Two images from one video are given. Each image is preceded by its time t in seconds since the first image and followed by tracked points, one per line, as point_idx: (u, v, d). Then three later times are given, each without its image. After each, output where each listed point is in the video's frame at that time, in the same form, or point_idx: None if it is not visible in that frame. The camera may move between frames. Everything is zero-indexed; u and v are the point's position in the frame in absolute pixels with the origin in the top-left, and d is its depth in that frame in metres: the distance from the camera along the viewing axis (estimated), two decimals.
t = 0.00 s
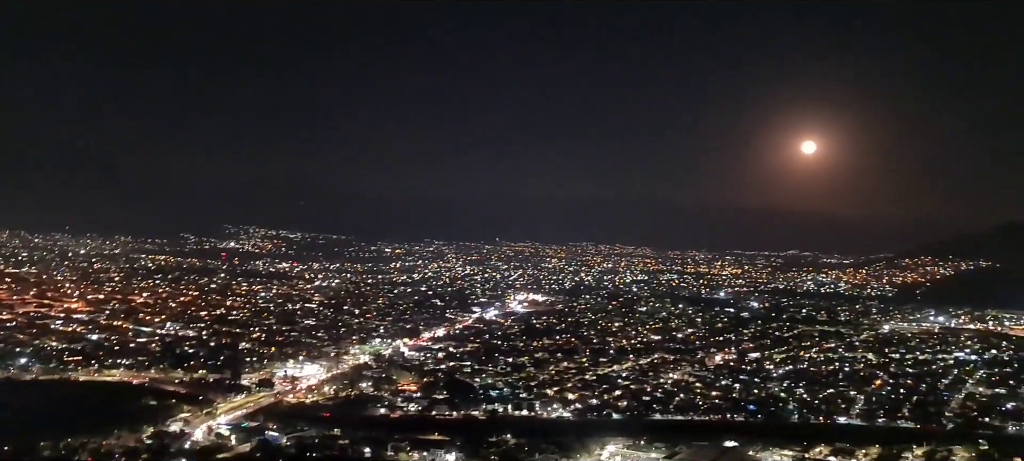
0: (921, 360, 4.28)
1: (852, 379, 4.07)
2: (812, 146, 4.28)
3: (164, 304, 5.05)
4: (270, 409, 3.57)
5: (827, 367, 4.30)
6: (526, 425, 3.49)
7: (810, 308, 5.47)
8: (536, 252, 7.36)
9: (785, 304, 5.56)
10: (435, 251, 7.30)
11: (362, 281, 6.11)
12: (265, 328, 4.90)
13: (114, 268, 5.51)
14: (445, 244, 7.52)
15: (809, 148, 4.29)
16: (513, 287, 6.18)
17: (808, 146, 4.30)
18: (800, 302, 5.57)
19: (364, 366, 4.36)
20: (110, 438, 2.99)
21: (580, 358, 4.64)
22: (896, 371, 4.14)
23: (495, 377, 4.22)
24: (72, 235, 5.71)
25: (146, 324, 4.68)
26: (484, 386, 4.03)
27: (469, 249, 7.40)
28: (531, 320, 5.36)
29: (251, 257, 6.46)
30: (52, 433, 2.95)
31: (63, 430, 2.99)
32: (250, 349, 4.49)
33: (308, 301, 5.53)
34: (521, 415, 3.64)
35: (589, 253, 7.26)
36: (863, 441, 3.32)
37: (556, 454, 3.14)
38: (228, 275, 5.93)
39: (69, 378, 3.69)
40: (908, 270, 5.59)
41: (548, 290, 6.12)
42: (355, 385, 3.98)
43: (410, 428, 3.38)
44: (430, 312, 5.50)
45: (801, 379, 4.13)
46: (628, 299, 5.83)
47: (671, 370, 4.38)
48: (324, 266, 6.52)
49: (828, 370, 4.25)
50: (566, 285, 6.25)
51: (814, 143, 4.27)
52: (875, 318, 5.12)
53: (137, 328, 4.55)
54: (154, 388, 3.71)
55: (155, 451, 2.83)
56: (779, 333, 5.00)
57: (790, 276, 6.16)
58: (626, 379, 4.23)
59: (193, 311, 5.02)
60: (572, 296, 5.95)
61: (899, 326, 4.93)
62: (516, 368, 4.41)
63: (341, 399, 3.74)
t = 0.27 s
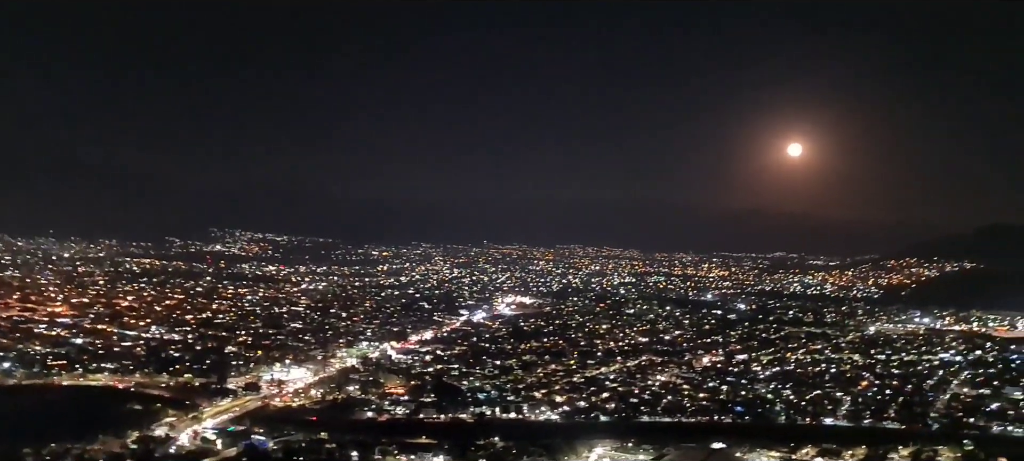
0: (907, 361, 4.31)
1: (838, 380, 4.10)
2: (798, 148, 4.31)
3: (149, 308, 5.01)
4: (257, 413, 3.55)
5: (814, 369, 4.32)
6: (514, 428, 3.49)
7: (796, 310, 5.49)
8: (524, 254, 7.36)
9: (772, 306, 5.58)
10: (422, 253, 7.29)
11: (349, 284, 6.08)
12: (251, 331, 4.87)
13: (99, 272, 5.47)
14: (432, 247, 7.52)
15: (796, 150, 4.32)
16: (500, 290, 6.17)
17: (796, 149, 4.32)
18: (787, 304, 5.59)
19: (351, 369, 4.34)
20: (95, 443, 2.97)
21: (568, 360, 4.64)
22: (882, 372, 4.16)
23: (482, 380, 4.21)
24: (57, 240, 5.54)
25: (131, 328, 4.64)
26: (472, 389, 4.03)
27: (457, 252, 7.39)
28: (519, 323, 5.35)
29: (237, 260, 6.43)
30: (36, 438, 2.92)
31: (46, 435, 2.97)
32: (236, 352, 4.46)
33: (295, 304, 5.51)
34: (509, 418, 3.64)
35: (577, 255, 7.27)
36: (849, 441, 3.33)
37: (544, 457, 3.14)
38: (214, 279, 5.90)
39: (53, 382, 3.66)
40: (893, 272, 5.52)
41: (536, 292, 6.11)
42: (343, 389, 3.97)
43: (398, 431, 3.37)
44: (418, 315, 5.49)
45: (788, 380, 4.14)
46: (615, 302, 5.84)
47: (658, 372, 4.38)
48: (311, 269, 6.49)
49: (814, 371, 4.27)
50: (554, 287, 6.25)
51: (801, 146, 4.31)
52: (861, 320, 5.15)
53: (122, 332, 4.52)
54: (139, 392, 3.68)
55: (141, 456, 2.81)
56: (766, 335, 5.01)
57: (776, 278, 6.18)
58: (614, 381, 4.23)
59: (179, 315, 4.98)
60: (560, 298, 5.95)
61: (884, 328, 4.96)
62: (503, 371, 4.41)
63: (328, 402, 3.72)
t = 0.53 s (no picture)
0: (892, 363, 4.34)
1: (824, 383, 4.11)
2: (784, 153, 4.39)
3: (133, 313, 4.97)
4: (242, 419, 3.53)
5: (799, 371, 4.34)
6: (501, 432, 3.49)
7: (782, 313, 5.51)
8: (510, 258, 7.36)
9: (758, 309, 5.60)
10: (409, 257, 7.27)
11: (335, 289, 6.06)
12: (236, 336, 4.85)
13: (82, 277, 5.43)
14: (419, 251, 7.51)
15: (781, 155, 4.38)
16: (487, 294, 6.17)
17: (780, 153, 4.36)
18: (772, 307, 5.61)
19: (338, 374, 4.33)
20: (78, 450, 2.94)
21: (555, 364, 4.64)
22: (867, 374, 4.19)
23: (469, 384, 4.20)
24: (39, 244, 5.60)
25: (114, 333, 4.61)
26: (459, 394, 4.02)
27: (444, 256, 7.38)
28: (506, 327, 5.35)
29: (222, 265, 6.39)
30: (18, 446, 2.89)
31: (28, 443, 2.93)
32: (222, 357, 4.43)
33: (280, 309, 5.48)
34: (496, 422, 3.63)
35: (564, 259, 7.28)
36: (835, 444, 3.34)
37: None
38: (198, 283, 5.86)
39: (36, 389, 3.63)
40: (877, 275, 5.71)
41: (522, 296, 6.11)
42: (329, 393, 3.95)
43: (384, 436, 3.36)
44: (404, 319, 5.47)
45: (774, 383, 4.16)
46: (602, 305, 5.84)
47: (645, 376, 4.39)
48: (297, 273, 6.47)
49: (800, 374, 4.29)
50: (541, 291, 6.25)
51: (785, 150, 4.34)
52: (846, 322, 5.18)
53: (106, 337, 4.48)
54: (123, 398, 3.65)
55: None
56: (751, 338, 5.03)
57: (762, 281, 6.21)
58: (601, 385, 4.23)
59: (163, 320, 4.95)
60: (546, 302, 5.95)
61: (869, 330, 4.99)
62: (490, 375, 4.40)
63: (314, 407, 3.70)
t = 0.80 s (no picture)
0: (876, 364, 4.36)
1: (809, 384, 4.13)
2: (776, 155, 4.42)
3: (117, 317, 4.93)
4: (226, 423, 3.50)
5: (784, 373, 4.35)
6: (487, 434, 3.48)
7: (768, 315, 5.52)
8: (497, 260, 7.36)
9: (743, 311, 5.61)
10: (394, 260, 7.25)
11: (320, 291, 6.04)
12: (221, 340, 4.81)
13: (64, 280, 5.38)
14: (405, 253, 7.50)
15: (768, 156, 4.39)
16: (474, 296, 6.15)
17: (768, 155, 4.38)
18: (758, 309, 5.63)
19: (323, 377, 4.30)
20: (59, 456, 2.91)
21: (542, 366, 4.63)
22: (851, 375, 4.21)
23: (455, 387, 4.19)
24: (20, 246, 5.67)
25: (97, 337, 4.57)
26: (445, 396, 4.00)
27: (430, 258, 7.37)
28: (492, 329, 5.34)
29: (207, 268, 6.35)
30: None
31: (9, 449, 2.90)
32: (206, 361, 4.40)
33: (265, 312, 5.44)
34: (482, 424, 3.62)
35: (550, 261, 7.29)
36: (821, 445, 3.35)
37: None
38: (182, 287, 5.82)
39: (17, 394, 3.59)
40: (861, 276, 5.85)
41: (508, 298, 6.10)
42: (314, 397, 3.93)
43: (370, 440, 3.34)
44: (390, 322, 5.45)
45: (759, 385, 4.17)
46: (589, 308, 5.84)
47: (631, 378, 4.39)
48: (282, 276, 6.43)
49: (785, 375, 4.30)
50: (527, 293, 6.24)
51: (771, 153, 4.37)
52: (831, 324, 5.20)
53: (88, 341, 4.44)
54: (105, 402, 3.62)
55: None
56: (737, 340, 5.04)
57: (747, 283, 6.23)
58: (588, 387, 4.23)
59: (147, 323, 4.92)
60: (532, 305, 5.94)
61: (854, 332, 5.01)
62: (476, 378, 4.39)
63: (299, 411, 3.68)
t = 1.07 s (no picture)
0: (862, 364, 4.38)
1: (796, 385, 4.14)
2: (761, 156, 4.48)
3: (101, 320, 4.90)
4: (213, 426, 3.48)
5: (771, 373, 4.37)
6: (476, 436, 3.47)
7: (754, 316, 5.54)
8: (484, 262, 7.36)
9: (730, 312, 5.63)
10: (382, 262, 7.24)
11: (307, 294, 6.02)
12: (207, 342, 4.79)
13: (49, 284, 5.34)
14: (392, 255, 7.49)
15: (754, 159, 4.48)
16: (461, 298, 6.15)
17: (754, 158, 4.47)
18: (744, 310, 5.64)
19: (311, 380, 4.29)
20: None
21: (529, 368, 4.63)
22: (838, 376, 4.23)
23: (443, 389, 4.18)
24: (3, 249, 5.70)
25: (82, 340, 4.53)
26: (433, 398, 4.00)
27: (417, 261, 7.37)
28: (480, 331, 5.34)
29: (193, 271, 6.32)
30: None
31: None
32: (192, 364, 4.38)
33: (252, 315, 5.42)
34: (470, 426, 3.61)
35: (537, 263, 7.29)
36: (807, 445, 3.37)
37: None
38: (168, 290, 5.78)
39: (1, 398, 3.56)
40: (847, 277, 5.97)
41: (496, 300, 6.10)
42: (301, 400, 3.91)
43: (358, 442, 3.33)
44: (378, 325, 5.43)
45: (747, 385, 4.18)
46: (577, 309, 5.84)
47: (619, 379, 4.39)
48: (269, 279, 6.41)
49: (772, 376, 4.32)
50: (514, 295, 6.24)
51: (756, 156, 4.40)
52: (817, 325, 5.22)
53: (73, 345, 4.41)
54: (90, 406, 3.59)
55: None
56: (724, 340, 5.06)
57: (734, 284, 6.26)
58: (575, 388, 4.23)
59: (132, 327, 4.88)
60: (520, 306, 5.94)
61: (840, 332, 5.04)
62: (464, 380, 4.38)
63: (286, 414, 3.66)
